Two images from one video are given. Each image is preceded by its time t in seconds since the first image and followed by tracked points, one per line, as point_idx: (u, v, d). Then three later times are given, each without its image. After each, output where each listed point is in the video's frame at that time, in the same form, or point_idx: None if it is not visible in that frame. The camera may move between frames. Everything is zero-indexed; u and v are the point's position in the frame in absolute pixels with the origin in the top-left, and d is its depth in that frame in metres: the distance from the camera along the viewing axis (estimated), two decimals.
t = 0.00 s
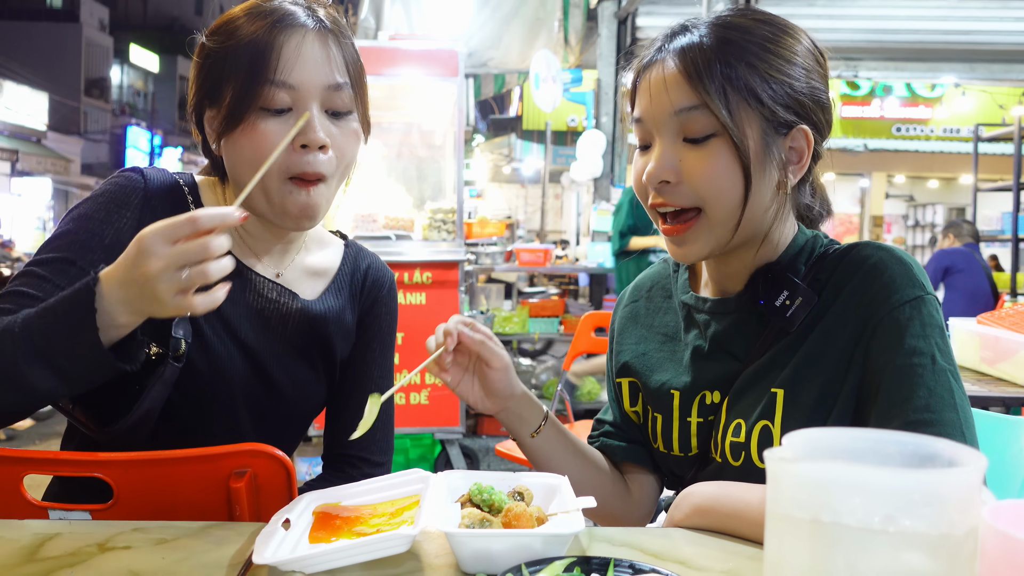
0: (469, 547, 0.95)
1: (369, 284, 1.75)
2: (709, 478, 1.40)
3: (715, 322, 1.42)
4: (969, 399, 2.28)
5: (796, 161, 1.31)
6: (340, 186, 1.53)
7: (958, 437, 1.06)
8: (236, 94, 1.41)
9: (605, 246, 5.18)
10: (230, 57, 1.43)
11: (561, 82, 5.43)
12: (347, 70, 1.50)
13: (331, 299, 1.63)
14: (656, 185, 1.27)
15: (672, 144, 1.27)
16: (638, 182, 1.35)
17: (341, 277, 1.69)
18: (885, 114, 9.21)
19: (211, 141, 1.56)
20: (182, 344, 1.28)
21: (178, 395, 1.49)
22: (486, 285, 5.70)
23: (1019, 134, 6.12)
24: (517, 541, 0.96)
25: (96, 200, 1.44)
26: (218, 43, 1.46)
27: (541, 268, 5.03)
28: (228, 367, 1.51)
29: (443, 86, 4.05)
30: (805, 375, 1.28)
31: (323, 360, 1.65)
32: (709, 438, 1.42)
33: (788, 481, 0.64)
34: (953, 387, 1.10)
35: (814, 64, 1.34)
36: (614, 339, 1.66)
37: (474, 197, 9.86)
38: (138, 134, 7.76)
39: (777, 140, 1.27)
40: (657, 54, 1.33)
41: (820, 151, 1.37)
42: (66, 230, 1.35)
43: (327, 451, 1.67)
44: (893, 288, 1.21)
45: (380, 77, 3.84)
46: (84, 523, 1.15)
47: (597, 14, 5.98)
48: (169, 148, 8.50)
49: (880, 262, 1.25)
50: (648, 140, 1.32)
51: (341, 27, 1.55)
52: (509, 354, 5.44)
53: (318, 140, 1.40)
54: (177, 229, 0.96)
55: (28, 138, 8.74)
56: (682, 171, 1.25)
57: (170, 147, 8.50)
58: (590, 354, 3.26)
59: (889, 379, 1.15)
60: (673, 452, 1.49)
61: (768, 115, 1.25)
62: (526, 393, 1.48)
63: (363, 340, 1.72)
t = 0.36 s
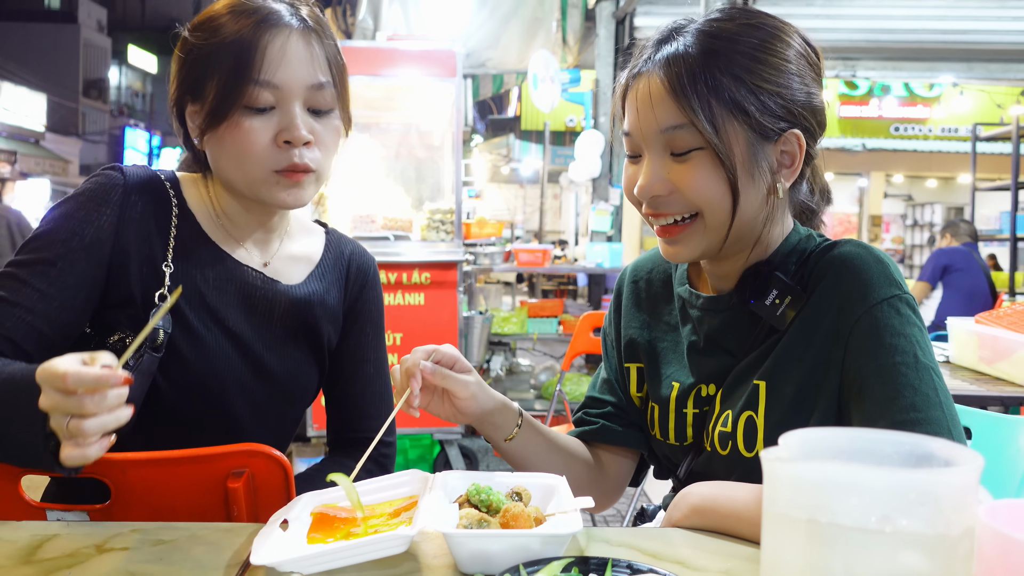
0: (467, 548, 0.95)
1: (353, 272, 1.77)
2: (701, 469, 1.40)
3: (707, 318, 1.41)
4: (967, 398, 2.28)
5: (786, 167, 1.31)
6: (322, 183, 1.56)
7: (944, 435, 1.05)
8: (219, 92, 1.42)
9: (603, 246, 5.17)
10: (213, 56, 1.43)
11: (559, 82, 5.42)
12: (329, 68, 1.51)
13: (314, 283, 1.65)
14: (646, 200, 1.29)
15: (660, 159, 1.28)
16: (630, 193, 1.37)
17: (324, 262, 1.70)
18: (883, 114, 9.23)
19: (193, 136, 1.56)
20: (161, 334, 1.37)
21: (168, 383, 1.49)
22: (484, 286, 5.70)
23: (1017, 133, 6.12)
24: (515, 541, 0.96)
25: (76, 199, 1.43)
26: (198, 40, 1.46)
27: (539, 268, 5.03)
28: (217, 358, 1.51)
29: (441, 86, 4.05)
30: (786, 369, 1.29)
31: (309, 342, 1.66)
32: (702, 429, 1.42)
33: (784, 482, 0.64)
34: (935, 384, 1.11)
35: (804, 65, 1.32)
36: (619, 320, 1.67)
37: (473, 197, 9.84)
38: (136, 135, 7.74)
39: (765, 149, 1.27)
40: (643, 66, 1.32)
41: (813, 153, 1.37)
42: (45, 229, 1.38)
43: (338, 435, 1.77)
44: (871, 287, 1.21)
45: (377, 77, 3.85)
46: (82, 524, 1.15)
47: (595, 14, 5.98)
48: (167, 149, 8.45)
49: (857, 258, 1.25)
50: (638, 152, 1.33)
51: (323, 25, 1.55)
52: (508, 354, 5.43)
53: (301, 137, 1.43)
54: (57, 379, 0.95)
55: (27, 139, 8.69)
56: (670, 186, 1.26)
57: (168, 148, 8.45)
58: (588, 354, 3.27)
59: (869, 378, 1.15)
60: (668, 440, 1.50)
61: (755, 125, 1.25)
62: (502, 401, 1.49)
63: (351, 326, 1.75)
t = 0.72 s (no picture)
0: (471, 544, 0.95)
1: (339, 259, 1.78)
2: (708, 467, 1.40)
3: (714, 318, 1.41)
4: (970, 397, 2.28)
5: (790, 167, 1.31)
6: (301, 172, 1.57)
7: (950, 432, 1.06)
8: (195, 84, 1.42)
9: (606, 244, 5.16)
10: (187, 48, 1.43)
11: (563, 79, 5.41)
12: (304, 56, 1.51)
13: (300, 272, 1.65)
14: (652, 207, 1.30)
15: (662, 167, 1.28)
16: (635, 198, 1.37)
17: (308, 249, 1.70)
18: (887, 113, 9.23)
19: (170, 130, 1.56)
20: (147, 334, 1.40)
21: (158, 381, 1.50)
22: (487, 283, 5.69)
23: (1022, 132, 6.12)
24: (519, 538, 0.96)
25: (53, 200, 1.42)
26: (171, 33, 1.45)
27: (542, 266, 5.03)
28: (209, 352, 1.52)
29: (444, 84, 4.05)
30: (793, 366, 1.29)
31: (300, 333, 1.67)
32: (710, 428, 1.42)
33: (788, 479, 0.64)
34: (944, 381, 1.10)
35: (804, 63, 1.31)
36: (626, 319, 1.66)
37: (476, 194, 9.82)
38: (139, 132, 7.72)
39: (769, 151, 1.27)
40: (641, 74, 1.33)
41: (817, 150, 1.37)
42: (27, 235, 1.38)
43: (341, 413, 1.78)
44: (879, 283, 1.21)
45: (381, 74, 3.85)
46: (87, 519, 1.16)
47: (599, 12, 5.98)
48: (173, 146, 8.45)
49: (863, 255, 1.25)
50: (641, 159, 1.34)
51: (296, 13, 1.54)
52: (510, 352, 5.43)
53: (279, 128, 1.43)
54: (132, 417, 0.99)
55: (30, 135, 8.66)
56: (674, 194, 1.27)
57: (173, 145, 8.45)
58: (591, 352, 3.26)
59: (876, 375, 1.15)
60: (675, 440, 1.49)
61: (757, 128, 1.25)
62: (490, 404, 1.48)
63: (339, 312, 1.78)
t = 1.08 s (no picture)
0: (471, 541, 0.95)
1: (338, 253, 1.77)
2: (713, 467, 1.41)
3: (720, 317, 1.41)
4: (970, 397, 2.28)
5: (799, 164, 1.31)
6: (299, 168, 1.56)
7: (954, 431, 1.06)
8: (193, 78, 1.42)
9: (607, 242, 5.17)
10: (186, 42, 1.43)
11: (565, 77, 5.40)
12: (304, 52, 1.51)
13: (294, 269, 1.64)
14: (661, 200, 1.29)
15: (672, 159, 1.28)
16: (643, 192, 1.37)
17: (306, 245, 1.70)
18: (888, 111, 9.23)
19: (168, 126, 1.56)
20: (138, 326, 1.40)
21: (148, 373, 1.50)
22: (487, 280, 5.70)
23: None
24: (519, 536, 0.96)
25: (49, 189, 1.43)
26: (170, 26, 1.46)
27: (542, 263, 5.03)
28: (197, 349, 1.52)
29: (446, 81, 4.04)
30: (799, 364, 1.28)
31: (296, 329, 1.66)
32: (715, 427, 1.42)
33: (789, 478, 0.64)
34: (948, 382, 1.11)
35: (815, 60, 1.31)
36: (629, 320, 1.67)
37: (477, 191, 9.82)
38: (140, 128, 7.71)
39: (778, 145, 1.27)
40: (651, 68, 1.33)
41: (827, 149, 1.36)
42: (23, 224, 1.38)
43: (324, 418, 1.71)
44: (887, 281, 1.21)
45: (381, 71, 3.84)
46: (87, 515, 1.16)
47: (601, 10, 5.97)
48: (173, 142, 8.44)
49: (872, 253, 1.25)
50: (650, 152, 1.34)
51: (296, 11, 1.55)
52: (510, 349, 5.43)
53: (278, 122, 1.43)
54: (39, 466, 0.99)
55: (31, 130, 8.65)
56: (682, 187, 1.27)
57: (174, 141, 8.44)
58: (592, 350, 3.26)
59: (882, 373, 1.15)
60: (680, 440, 1.50)
61: (766, 122, 1.25)
62: (482, 411, 1.49)
63: (337, 312, 1.74)
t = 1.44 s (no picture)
0: (468, 539, 0.95)
1: (350, 264, 1.78)
2: (714, 470, 1.41)
3: (718, 318, 1.40)
4: (966, 394, 2.29)
5: (799, 156, 1.31)
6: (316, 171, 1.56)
7: (954, 427, 1.06)
8: (212, 83, 1.42)
9: (604, 240, 5.17)
10: (204, 46, 1.43)
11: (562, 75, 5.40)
12: (320, 54, 1.51)
13: (308, 279, 1.64)
14: (659, 182, 1.28)
15: (672, 142, 1.28)
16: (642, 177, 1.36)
17: (319, 254, 1.70)
18: (885, 109, 9.25)
19: (184, 133, 1.56)
20: (151, 337, 1.37)
21: (158, 382, 1.50)
22: (484, 278, 5.69)
23: (1019, 129, 6.12)
24: (514, 533, 0.96)
25: (63, 195, 1.42)
26: (185, 32, 1.46)
27: (539, 261, 5.02)
28: (210, 357, 1.52)
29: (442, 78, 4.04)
30: (803, 364, 1.29)
31: (304, 338, 1.66)
32: (715, 430, 1.42)
33: (783, 475, 0.64)
34: (949, 379, 1.11)
35: (821, 55, 1.32)
36: (623, 326, 1.66)
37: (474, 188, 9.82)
38: (137, 125, 7.68)
39: (778, 134, 1.27)
40: (657, 54, 1.34)
41: (829, 145, 1.37)
42: (33, 228, 1.37)
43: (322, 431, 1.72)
44: (889, 278, 1.21)
45: (378, 69, 3.84)
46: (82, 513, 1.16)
47: (598, 7, 5.97)
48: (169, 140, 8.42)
49: (874, 249, 1.26)
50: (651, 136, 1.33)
51: (312, 14, 1.55)
52: (507, 348, 5.42)
53: (299, 124, 1.42)
54: (55, 488, 1.00)
55: (28, 127, 8.63)
56: (682, 169, 1.26)
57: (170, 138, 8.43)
58: (588, 348, 3.26)
59: (883, 370, 1.16)
60: (680, 445, 1.49)
61: (767, 109, 1.25)
62: (482, 417, 1.48)
63: (345, 320, 1.76)
